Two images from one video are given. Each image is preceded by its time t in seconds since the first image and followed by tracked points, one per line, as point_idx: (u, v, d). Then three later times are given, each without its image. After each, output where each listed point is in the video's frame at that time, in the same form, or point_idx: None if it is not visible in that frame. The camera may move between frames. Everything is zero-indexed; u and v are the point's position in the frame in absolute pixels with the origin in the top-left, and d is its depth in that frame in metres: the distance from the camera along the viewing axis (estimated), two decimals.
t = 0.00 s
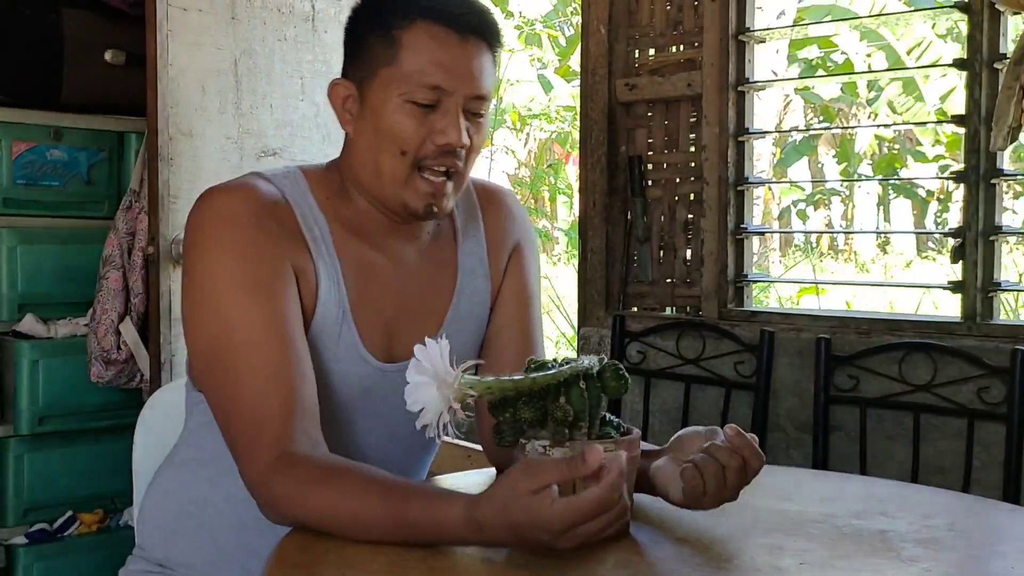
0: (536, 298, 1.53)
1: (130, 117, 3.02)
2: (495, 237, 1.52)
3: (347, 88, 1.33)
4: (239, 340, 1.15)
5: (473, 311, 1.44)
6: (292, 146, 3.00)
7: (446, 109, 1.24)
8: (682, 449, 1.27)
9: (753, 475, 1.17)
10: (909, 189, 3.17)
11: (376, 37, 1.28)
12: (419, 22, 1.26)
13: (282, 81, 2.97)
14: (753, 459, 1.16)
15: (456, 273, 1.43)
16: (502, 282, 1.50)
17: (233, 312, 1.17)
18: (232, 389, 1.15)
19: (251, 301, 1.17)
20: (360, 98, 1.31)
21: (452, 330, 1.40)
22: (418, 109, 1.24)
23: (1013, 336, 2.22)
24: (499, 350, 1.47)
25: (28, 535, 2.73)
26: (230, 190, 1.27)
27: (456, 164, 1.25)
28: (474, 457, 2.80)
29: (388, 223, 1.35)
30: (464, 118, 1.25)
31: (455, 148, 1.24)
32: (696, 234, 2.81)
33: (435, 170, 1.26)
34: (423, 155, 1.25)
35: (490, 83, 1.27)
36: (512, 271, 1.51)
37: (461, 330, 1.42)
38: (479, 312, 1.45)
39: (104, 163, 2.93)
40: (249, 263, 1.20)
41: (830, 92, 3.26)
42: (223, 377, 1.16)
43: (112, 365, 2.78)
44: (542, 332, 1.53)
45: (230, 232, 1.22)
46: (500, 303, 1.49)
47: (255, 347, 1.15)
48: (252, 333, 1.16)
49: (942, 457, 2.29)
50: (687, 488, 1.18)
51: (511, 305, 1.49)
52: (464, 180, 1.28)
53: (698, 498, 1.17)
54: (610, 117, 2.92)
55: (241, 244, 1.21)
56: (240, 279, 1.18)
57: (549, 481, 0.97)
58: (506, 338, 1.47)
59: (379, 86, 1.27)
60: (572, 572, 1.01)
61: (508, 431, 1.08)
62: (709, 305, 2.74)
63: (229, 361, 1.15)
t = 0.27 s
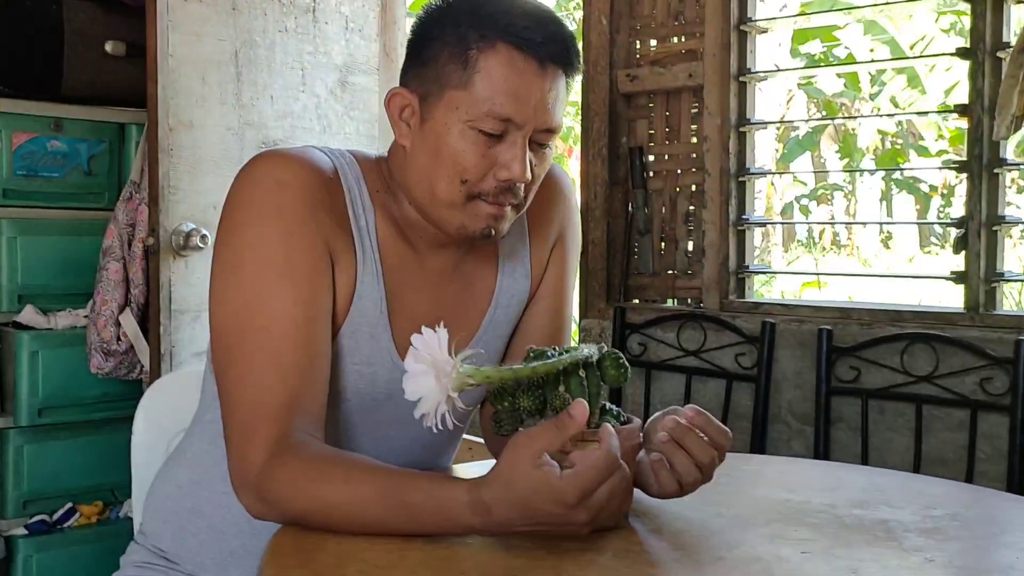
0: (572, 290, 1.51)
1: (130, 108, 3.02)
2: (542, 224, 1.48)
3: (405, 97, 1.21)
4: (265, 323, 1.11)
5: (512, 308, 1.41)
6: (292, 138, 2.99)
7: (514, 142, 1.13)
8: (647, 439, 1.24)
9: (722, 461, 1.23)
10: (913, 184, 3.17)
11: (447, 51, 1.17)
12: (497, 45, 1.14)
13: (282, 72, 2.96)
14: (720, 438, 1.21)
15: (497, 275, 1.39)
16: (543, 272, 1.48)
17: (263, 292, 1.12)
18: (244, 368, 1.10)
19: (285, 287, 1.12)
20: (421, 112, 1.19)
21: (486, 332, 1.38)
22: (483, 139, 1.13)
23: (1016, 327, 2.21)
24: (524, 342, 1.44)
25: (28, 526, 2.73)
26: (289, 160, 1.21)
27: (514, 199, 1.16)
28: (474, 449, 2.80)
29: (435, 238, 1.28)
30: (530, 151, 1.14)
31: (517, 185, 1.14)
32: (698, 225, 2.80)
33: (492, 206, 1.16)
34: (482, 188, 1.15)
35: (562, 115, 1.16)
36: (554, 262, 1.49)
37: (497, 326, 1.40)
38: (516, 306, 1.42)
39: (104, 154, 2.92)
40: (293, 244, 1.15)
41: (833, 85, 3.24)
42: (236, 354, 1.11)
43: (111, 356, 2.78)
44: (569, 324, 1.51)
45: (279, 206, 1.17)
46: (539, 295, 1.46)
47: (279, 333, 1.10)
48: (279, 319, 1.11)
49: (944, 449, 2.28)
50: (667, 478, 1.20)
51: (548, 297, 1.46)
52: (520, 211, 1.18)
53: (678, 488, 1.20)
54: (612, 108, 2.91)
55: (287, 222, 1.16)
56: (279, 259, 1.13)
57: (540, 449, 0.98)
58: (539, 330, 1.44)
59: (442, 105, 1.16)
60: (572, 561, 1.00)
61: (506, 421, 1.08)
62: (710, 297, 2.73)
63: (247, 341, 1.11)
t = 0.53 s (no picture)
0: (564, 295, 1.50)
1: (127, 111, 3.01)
2: (533, 228, 1.47)
3: (386, 105, 1.22)
4: (260, 327, 1.10)
5: (503, 314, 1.40)
6: (290, 142, 2.99)
7: (494, 143, 1.12)
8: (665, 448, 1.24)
9: (727, 462, 1.14)
10: (909, 187, 3.17)
11: (425, 55, 1.17)
12: (473, 45, 1.14)
13: (279, 75, 2.95)
14: (718, 434, 1.14)
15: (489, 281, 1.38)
16: (535, 276, 1.47)
17: (259, 296, 1.11)
18: (237, 372, 1.09)
19: (280, 292, 1.12)
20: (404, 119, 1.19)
21: (478, 339, 1.38)
22: (464, 140, 1.13)
23: (1014, 331, 2.21)
24: (517, 348, 1.44)
25: (24, 530, 2.72)
26: (285, 164, 1.21)
27: (500, 202, 1.14)
28: (472, 453, 2.79)
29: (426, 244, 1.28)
30: (512, 153, 1.13)
31: (501, 186, 1.13)
32: (695, 229, 2.80)
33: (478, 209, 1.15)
34: (466, 192, 1.14)
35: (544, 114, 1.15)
36: (545, 266, 1.48)
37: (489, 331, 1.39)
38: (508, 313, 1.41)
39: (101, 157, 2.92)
40: (292, 248, 1.15)
41: (829, 88, 3.24)
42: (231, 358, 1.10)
43: (108, 360, 2.77)
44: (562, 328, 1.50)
45: (276, 210, 1.17)
46: (530, 300, 1.46)
47: (273, 337, 1.10)
48: (274, 324, 1.11)
49: (942, 453, 2.28)
50: (666, 477, 1.16)
51: (539, 302, 1.45)
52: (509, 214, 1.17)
53: (676, 487, 1.16)
54: (609, 111, 2.90)
55: (283, 226, 1.16)
56: (275, 262, 1.13)
57: (520, 467, 0.95)
58: (531, 335, 1.44)
59: (423, 108, 1.16)
60: (569, 567, 0.99)
61: (503, 426, 1.07)
62: (708, 300, 2.72)
63: (241, 344, 1.10)
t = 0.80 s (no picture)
0: (542, 286, 1.50)
1: (129, 114, 3.02)
2: (499, 223, 1.48)
3: (335, 87, 1.36)
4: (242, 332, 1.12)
5: (473, 303, 1.42)
6: (293, 145, 2.99)
7: (427, 89, 1.25)
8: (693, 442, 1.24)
9: (751, 467, 1.15)
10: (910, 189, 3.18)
11: (358, 28, 1.31)
12: (396, 7, 1.28)
13: (281, 78, 2.95)
14: (749, 441, 1.14)
15: (456, 267, 1.40)
16: (505, 271, 1.47)
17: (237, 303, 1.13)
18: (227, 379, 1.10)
19: (256, 297, 1.14)
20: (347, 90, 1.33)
21: (451, 326, 1.39)
22: (401, 92, 1.26)
23: (1018, 333, 2.20)
24: (499, 345, 1.45)
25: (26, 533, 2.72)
26: (240, 183, 1.25)
27: (442, 144, 1.25)
28: (475, 456, 2.79)
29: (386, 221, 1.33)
30: (447, 100, 1.26)
31: (439, 129, 1.24)
32: (697, 232, 2.79)
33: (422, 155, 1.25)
34: (409, 139, 1.25)
35: (475, 69, 1.29)
36: (515, 261, 1.47)
37: (460, 323, 1.41)
38: (479, 304, 1.43)
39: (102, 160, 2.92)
40: (260, 254, 1.18)
41: (831, 90, 3.23)
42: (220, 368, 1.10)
43: (109, 364, 2.77)
44: (545, 322, 1.50)
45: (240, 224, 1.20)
46: (502, 295, 1.46)
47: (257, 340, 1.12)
48: (255, 329, 1.12)
49: (946, 456, 2.27)
50: (688, 461, 1.16)
51: (513, 296, 1.45)
52: (458, 163, 1.26)
53: (694, 475, 1.16)
54: (611, 114, 2.91)
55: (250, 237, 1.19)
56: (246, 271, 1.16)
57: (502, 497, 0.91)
58: (507, 329, 1.45)
59: (362, 72, 1.29)
60: (573, 570, 0.99)
61: (506, 429, 1.06)
62: (711, 303, 2.72)
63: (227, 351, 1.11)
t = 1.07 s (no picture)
0: (527, 293, 1.58)
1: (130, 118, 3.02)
2: (479, 235, 1.57)
3: (319, 90, 1.54)
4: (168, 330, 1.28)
5: (453, 303, 1.51)
6: (294, 149, 2.98)
7: (401, 77, 1.44)
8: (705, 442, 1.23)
9: (764, 468, 1.15)
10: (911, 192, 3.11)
11: (338, 33, 1.50)
12: (372, 11, 1.48)
13: (283, 81, 2.95)
14: (764, 441, 1.15)
15: (435, 267, 1.51)
16: (485, 280, 1.56)
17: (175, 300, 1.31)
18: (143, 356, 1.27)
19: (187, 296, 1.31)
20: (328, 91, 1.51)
21: (431, 322, 1.47)
22: (377, 82, 1.44)
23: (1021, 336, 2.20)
24: (490, 346, 1.53)
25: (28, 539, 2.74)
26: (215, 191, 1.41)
27: (417, 126, 1.41)
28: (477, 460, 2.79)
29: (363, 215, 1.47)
30: (419, 88, 1.44)
31: (411, 111, 1.41)
32: (700, 234, 2.78)
33: (398, 136, 1.41)
34: (385, 122, 1.42)
35: (445, 65, 1.47)
36: (496, 269, 1.56)
37: (443, 324, 1.49)
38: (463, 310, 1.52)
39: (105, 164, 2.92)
40: (205, 262, 1.34)
41: (832, 93, 3.23)
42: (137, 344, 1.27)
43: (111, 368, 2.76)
44: (531, 328, 1.57)
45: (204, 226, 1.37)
46: (485, 301, 1.55)
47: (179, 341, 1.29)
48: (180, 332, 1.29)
49: (950, 458, 2.27)
50: (703, 459, 1.16)
51: (496, 302, 1.54)
52: (433, 146, 1.42)
53: (710, 472, 1.15)
54: (614, 117, 2.90)
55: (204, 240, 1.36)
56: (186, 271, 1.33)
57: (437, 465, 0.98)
58: (493, 333, 1.53)
59: (343, 68, 1.47)
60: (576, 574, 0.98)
61: (509, 432, 1.07)
62: (713, 306, 2.72)
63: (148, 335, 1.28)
